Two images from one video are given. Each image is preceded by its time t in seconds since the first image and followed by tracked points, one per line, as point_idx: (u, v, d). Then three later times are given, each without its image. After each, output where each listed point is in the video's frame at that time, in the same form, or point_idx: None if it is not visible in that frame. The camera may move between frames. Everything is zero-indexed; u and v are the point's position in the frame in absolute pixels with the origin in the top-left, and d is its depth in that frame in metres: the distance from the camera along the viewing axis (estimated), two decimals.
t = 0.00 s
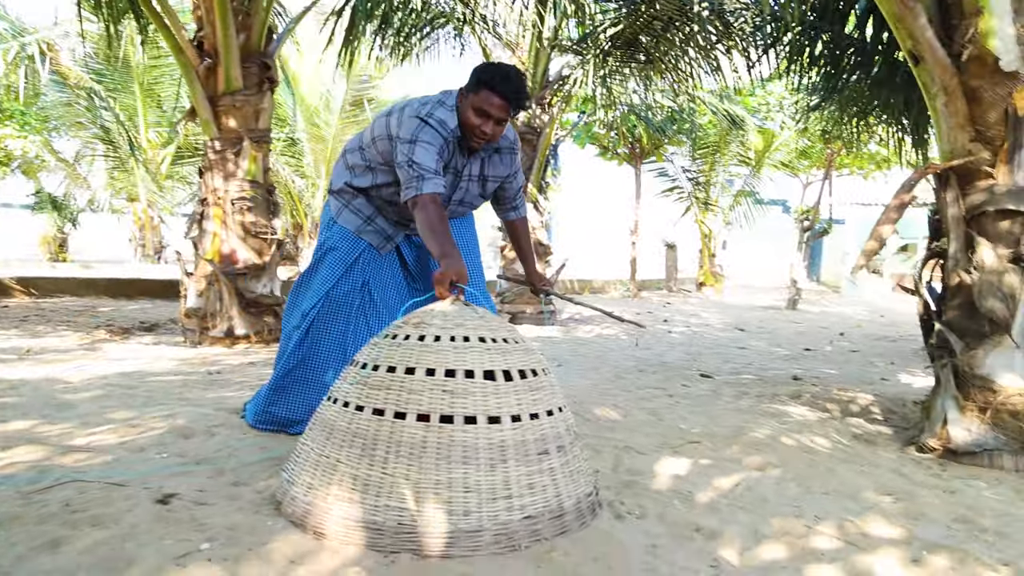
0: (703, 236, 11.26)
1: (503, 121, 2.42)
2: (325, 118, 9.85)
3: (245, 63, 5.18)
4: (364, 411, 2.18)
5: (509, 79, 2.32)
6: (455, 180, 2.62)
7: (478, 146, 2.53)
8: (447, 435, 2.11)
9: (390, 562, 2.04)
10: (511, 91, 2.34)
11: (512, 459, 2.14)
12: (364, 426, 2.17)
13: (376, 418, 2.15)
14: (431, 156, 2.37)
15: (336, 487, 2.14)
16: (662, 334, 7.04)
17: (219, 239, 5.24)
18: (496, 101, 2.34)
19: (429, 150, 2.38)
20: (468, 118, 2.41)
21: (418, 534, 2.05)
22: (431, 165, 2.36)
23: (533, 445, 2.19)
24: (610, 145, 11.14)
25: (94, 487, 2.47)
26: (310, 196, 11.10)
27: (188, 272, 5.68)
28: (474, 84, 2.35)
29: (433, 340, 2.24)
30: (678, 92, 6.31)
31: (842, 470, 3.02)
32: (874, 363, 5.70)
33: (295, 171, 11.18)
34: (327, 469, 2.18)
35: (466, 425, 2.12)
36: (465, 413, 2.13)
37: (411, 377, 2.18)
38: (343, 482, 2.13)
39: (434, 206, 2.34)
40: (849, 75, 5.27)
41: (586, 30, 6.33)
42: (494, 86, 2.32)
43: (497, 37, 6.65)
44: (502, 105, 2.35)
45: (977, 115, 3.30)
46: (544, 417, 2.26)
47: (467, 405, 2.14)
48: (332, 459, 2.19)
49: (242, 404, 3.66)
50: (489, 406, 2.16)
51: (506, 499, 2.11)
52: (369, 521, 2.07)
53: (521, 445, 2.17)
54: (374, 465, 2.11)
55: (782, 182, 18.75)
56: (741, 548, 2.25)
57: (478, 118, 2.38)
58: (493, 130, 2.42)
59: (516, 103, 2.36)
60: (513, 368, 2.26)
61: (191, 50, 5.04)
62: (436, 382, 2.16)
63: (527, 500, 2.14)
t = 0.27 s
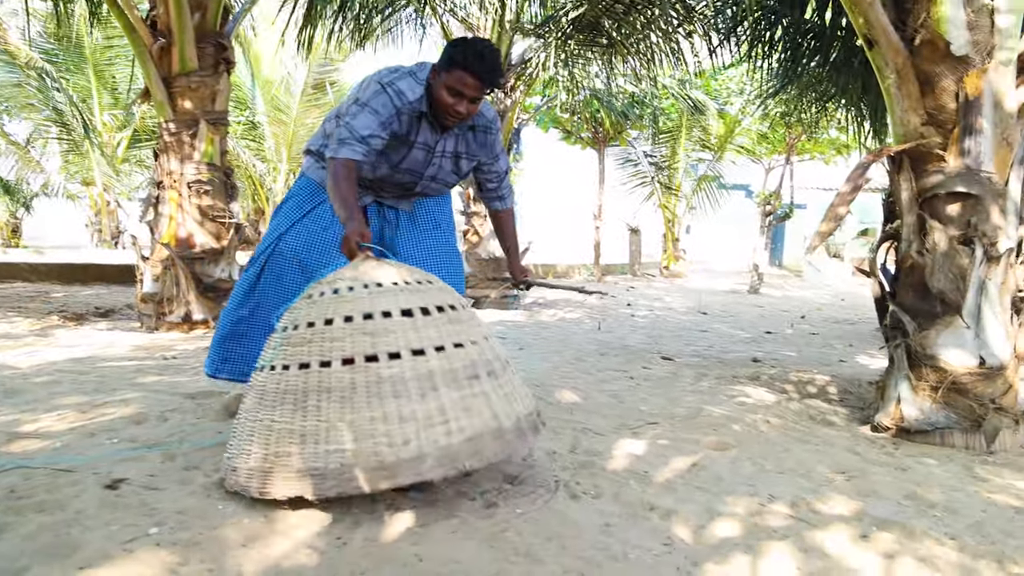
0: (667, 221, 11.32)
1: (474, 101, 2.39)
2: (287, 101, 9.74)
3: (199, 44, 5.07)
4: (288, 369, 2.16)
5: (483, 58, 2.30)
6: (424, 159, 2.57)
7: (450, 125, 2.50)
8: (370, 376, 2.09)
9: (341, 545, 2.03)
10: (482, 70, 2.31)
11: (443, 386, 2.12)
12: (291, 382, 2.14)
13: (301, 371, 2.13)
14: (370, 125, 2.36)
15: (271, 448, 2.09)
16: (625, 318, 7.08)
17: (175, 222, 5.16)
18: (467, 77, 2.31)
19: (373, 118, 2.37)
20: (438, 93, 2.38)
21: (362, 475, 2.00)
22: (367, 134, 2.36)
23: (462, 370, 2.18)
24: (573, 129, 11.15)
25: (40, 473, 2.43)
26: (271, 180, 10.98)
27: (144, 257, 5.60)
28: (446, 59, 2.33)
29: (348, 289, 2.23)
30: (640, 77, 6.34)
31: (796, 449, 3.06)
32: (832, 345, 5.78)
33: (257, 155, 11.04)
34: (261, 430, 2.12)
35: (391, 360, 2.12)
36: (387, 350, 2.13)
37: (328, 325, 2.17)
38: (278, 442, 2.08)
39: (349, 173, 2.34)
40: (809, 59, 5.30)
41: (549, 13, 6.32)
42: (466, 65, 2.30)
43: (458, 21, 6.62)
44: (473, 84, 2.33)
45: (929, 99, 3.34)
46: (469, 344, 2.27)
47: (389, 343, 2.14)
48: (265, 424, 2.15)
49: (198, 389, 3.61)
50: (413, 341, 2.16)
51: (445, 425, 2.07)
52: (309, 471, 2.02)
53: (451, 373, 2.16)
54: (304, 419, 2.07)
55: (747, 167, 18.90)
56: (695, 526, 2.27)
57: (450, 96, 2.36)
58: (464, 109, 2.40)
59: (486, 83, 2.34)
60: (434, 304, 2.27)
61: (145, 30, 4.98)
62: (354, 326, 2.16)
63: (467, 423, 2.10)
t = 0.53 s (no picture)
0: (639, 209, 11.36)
1: (422, 87, 2.35)
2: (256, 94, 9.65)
3: (165, 35, 4.97)
4: (195, 324, 2.17)
5: (428, 43, 2.26)
6: (370, 145, 2.54)
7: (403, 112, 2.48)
8: (259, 287, 2.09)
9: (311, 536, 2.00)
10: (425, 56, 2.27)
11: (333, 265, 2.09)
12: (198, 326, 2.15)
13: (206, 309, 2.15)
14: (292, 102, 2.45)
15: (191, 388, 2.02)
16: (598, 306, 7.09)
17: (143, 216, 5.08)
18: (409, 64, 2.28)
19: (299, 96, 2.45)
20: (382, 80, 2.36)
21: (269, 348, 1.87)
22: (287, 111, 2.45)
23: (348, 250, 2.16)
24: (544, 118, 11.14)
25: (6, 468, 2.37)
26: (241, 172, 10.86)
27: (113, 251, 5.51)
28: (390, 46, 2.31)
29: (233, 237, 2.32)
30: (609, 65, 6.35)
31: (768, 434, 3.07)
32: (804, 330, 5.82)
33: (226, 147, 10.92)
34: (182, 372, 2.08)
35: (277, 257, 2.15)
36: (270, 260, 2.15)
37: (218, 269, 2.24)
38: (197, 377, 2.00)
39: (258, 148, 2.46)
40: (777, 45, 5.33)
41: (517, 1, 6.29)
42: (410, 52, 2.27)
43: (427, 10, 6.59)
44: (418, 70, 2.29)
45: (896, 83, 3.37)
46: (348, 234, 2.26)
47: (272, 256, 2.17)
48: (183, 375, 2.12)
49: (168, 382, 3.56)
50: (297, 245, 2.18)
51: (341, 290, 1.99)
52: (218, 377, 1.91)
53: (342, 258, 2.12)
54: (212, 345, 2.04)
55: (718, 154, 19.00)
56: (667, 511, 2.27)
57: (395, 83, 2.33)
58: (412, 96, 2.36)
59: (430, 68, 2.29)
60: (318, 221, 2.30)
61: (109, 22, 4.85)
62: (242, 254, 2.22)
63: (367, 282, 2.00)
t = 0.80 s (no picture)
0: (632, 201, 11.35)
1: (382, 81, 2.31)
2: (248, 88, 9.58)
3: (161, 34, 4.91)
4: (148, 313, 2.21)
5: (382, 40, 2.21)
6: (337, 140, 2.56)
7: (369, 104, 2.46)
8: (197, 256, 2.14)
9: (314, 534, 1.98)
10: (379, 51, 2.22)
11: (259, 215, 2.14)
12: (151, 312, 2.20)
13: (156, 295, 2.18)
14: (254, 107, 2.45)
15: (162, 367, 2.08)
16: (593, 299, 7.07)
17: (141, 214, 4.97)
18: (364, 60, 2.24)
19: (261, 100, 2.44)
20: (343, 77, 2.34)
21: (225, 301, 1.93)
22: (250, 116, 2.45)
23: (273, 199, 2.21)
24: (535, 110, 11.11)
25: (11, 463, 2.33)
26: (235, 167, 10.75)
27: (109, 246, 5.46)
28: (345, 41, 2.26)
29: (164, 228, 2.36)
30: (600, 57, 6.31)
31: (768, 428, 3.06)
32: (799, 322, 5.81)
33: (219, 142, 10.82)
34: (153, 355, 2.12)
35: (208, 231, 2.17)
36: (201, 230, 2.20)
37: (157, 258, 2.28)
38: (165, 355, 2.06)
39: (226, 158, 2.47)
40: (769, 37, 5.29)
41: None
42: (364, 47, 2.22)
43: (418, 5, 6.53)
44: (373, 65, 2.24)
45: (893, 72, 3.35)
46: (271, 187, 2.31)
47: (201, 225, 2.22)
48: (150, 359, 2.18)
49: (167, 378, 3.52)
50: (224, 209, 2.22)
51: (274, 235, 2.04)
52: (184, 345, 1.97)
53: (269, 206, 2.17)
54: (168, 323, 2.09)
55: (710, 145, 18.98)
56: (669, 507, 2.25)
57: (354, 79, 2.31)
58: (373, 90, 2.34)
59: (386, 63, 2.25)
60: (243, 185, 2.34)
61: (105, 22, 4.81)
62: (176, 237, 2.25)
63: (297, 220, 2.04)
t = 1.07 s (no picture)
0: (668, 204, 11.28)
1: (402, 84, 2.39)
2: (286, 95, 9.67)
3: (204, 43, 4.95)
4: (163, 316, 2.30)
5: (399, 44, 2.28)
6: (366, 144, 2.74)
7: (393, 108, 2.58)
8: (194, 254, 2.21)
9: (359, 541, 2.00)
10: (397, 55, 2.28)
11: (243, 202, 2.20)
12: (164, 313, 2.29)
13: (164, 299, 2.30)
14: (283, 118, 2.62)
15: (180, 365, 2.13)
16: (630, 303, 7.04)
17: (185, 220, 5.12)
18: (380, 65, 2.31)
19: (291, 110, 2.62)
20: (366, 85, 2.45)
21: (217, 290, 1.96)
22: (280, 126, 2.63)
23: (256, 183, 2.27)
24: (570, 114, 11.10)
25: (64, 467, 2.38)
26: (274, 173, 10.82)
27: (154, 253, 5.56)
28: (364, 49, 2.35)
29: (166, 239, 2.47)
30: (634, 59, 6.29)
31: (812, 435, 3.02)
32: (841, 326, 5.74)
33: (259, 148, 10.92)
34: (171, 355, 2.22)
35: (196, 231, 2.27)
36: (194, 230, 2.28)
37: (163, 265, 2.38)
38: (181, 353, 2.11)
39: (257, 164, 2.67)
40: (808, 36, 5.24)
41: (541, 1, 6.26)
42: (384, 55, 2.29)
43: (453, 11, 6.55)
44: (393, 70, 2.32)
45: (936, 73, 3.30)
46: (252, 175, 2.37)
47: (195, 225, 2.30)
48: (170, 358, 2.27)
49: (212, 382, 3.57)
50: (215, 207, 2.29)
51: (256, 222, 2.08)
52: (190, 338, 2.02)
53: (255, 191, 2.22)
54: (178, 321, 2.15)
55: (747, 146, 18.82)
56: (714, 517, 2.23)
57: (375, 86, 2.40)
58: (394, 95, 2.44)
59: (404, 66, 2.31)
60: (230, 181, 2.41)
61: (150, 32, 4.83)
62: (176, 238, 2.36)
63: (268, 197, 2.10)
